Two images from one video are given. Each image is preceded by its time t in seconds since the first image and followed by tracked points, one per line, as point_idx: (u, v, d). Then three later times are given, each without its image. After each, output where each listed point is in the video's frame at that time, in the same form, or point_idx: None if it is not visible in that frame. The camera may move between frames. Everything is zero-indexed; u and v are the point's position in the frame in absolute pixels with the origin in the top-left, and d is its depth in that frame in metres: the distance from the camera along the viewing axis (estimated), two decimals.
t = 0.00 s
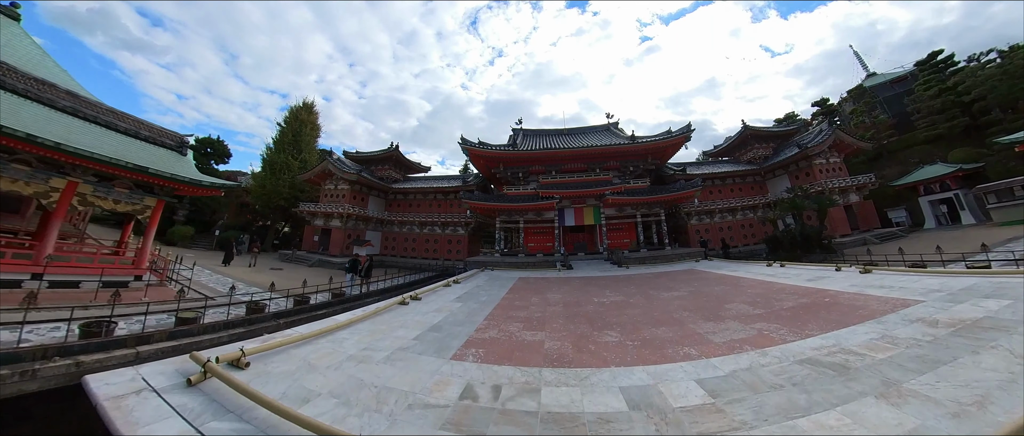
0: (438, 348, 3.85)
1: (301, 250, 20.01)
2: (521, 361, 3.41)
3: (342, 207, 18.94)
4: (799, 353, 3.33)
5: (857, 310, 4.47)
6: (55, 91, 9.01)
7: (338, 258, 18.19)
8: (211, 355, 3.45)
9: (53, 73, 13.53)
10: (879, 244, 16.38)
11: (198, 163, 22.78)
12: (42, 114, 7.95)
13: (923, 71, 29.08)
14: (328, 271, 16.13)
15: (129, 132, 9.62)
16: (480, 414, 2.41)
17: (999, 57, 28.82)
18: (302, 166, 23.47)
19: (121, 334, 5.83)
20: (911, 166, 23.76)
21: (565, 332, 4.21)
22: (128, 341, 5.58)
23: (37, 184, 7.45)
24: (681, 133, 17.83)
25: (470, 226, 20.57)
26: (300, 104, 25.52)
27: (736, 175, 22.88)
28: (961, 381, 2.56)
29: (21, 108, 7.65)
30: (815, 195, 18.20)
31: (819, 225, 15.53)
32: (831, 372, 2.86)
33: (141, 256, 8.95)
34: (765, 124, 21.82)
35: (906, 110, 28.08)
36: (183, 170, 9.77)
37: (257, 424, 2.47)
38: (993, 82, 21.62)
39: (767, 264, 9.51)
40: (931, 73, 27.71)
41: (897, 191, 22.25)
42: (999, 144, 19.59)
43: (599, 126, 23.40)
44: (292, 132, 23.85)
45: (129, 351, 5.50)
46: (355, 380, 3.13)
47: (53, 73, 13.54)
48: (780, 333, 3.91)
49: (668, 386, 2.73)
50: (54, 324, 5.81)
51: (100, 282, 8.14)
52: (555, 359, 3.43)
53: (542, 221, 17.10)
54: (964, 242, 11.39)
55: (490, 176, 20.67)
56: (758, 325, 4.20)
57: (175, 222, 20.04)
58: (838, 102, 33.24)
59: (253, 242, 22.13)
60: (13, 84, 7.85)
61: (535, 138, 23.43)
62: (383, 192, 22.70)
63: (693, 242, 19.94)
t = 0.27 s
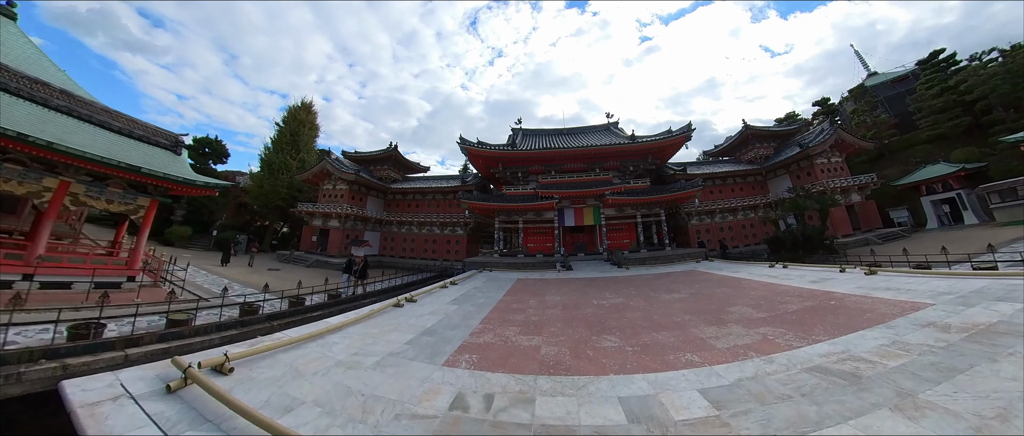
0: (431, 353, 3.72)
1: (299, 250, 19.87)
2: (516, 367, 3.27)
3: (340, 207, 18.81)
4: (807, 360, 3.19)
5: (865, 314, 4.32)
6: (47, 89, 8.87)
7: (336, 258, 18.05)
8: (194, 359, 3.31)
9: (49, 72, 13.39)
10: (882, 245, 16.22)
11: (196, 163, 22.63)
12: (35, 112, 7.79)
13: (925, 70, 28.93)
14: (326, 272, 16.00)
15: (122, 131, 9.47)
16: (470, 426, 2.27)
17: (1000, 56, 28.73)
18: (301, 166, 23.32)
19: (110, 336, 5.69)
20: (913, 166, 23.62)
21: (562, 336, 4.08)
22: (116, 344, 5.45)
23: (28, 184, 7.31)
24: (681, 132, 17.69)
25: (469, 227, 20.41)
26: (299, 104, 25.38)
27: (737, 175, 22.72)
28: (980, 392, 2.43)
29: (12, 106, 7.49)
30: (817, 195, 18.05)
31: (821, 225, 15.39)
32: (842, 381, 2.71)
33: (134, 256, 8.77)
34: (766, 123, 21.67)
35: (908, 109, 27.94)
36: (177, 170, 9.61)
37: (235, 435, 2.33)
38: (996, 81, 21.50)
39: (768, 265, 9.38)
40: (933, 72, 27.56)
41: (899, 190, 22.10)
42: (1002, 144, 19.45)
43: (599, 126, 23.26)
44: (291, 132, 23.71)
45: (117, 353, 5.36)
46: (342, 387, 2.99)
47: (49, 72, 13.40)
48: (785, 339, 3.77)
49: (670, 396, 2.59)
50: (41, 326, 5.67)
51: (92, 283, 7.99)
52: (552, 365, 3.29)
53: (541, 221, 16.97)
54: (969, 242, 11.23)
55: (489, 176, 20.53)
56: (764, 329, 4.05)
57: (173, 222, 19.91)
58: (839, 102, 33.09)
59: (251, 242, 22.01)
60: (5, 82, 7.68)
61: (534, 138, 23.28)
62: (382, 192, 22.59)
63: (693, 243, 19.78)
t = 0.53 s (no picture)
0: (425, 364, 3.58)
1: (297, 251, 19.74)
2: (513, 381, 3.12)
3: (338, 208, 18.70)
4: (817, 374, 3.05)
5: (876, 323, 4.17)
6: (39, 90, 8.75)
7: (334, 260, 17.94)
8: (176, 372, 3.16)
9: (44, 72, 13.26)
10: (885, 246, 16.06)
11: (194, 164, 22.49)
12: (26, 114, 7.66)
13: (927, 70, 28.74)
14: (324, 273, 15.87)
15: (115, 132, 9.34)
16: None
17: (1002, 56, 28.53)
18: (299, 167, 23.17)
19: (98, 342, 5.53)
20: (915, 166, 23.45)
21: (562, 346, 3.94)
22: (105, 350, 5.30)
23: (20, 186, 7.18)
24: (682, 132, 17.53)
25: (468, 228, 20.25)
26: (297, 104, 25.24)
27: (738, 176, 22.54)
28: (1006, 413, 2.28)
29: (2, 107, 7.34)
30: (819, 196, 17.89)
31: (824, 227, 15.22)
32: (858, 400, 2.58)
33: (127, 259, 8.65)
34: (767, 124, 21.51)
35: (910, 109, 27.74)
36: (171, 171, 9.48)
37: None
38: (999, 81, 21.29)
39: (772, 268, 9.23)
40: (935, 71, 27.37)
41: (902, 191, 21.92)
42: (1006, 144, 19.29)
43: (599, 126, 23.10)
44: (289, 132, 23.56)
45: (105, 361, 5.21)
46: (330, 402, 2.84)
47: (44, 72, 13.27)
48: (794, 350, 3.62)
49: (675, 415, 2.44)
50: (28, 332, 5.53)
51: (83, 287, 7.82)
52: (550, 378, 3.14)
53: (541, 222, 16.82)
54: (975, 244, 11.06)
55: (489, 176, 20.38)
56: (772, 340, 3.90)
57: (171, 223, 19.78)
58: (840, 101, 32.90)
59: (250, 243, 21.85)
60: None
61: (534, 138, 23.14)
62: (381, 193, 22.46)
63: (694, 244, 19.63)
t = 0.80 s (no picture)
0: (420, 369, 3.45)
1: (296, 251, 19.64)
2: (511, 387, 2.99)
3: (337, 208, 18.59)
4: (829, 380, 2.93)
5: (885, 325, 4.05)
6: (33, 87, 8.61)
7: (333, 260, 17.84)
8: (161, 376, 3.03)
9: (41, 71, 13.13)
10: (888, 246, 15.92)
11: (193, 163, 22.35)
12: (19, 111, 7.50)
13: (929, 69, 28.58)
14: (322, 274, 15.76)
15: (110, 131, 9.20)
16: None
17: (1004, 55, 28.39)
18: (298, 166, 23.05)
19: (88, 344, 5.41)
20: (917, 166, 23.32)
21: (562, 349, 3.82)
22: (95, 352, 5.18)
23: (12, 184, 7.04)
24: (684, 131, 17.39)
25: (468, 228, 20.13)
26: (296, 103, 25.12)
27: (739, 175, 22.40)
28: None
29: None
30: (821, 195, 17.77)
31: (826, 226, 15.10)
32: (873, 408, 2.46)
33: (121, 259, 8.50)
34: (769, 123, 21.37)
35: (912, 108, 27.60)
36: (166, 171, 9.35)
37: None
38: (1002, 79, 21.13)
39: (774, 269, 9.11)
40: (937, 70, 27.22)
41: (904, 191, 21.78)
42: (1009, 143, 19.15)
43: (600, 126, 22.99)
44: (288, 132, 23.44)
45: (94, 362, 5.09)
46: (319, 409, 2.72)
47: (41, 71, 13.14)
48: (802, 354, 3.50)
49: (681, 425, 2.31)
50: (16, 334, 5.40)
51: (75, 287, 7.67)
52: (550, 384, 3.01)
53: (541, 222, 16.70)
54: (980, 244, 10.92)
55: (488, 176, 20.25)
56: (779, 343, 3.79)
57: (169, 223, 19.65)
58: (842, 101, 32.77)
59: (248, 243, 21.75)
60: None
61: (534, 137, 23.01)
62: (380, 193, 22.36)
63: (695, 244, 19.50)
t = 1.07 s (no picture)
0: (413, 381, 3.31)
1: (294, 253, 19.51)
2: (509, 402, 2.85)
3: (335, 209, 18.46)
4: (842, 395, 2.79)
5: (897, 334, 3.91)
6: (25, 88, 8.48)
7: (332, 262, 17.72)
8: (143, 392, 2.90)
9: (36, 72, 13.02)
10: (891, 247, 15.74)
11: (190, 164, 22.19)
12: (9, 112, 7.36)
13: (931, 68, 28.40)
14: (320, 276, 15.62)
15: (104, 132, 9.10)
16: None
17: (1006, 55, 28.22)
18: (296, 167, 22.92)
19: (76, 351, 5.27)
20: (920, 166, 23.15)
21: (563, 360, 3.68)
22: (83, 360, 5.05)
23: (2, 187, 6.90)
24: (685, 132, 17.25)
25: (467, 229, 19.98)
26: (295, 104, 25.00)
27: (741, 175, 22.26)
28: None
29: None
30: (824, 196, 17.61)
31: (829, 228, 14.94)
32: (892, 427, 2.32)
33: (115, 263, 8.34)
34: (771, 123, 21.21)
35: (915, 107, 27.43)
36: (161, 173, 9.22)
37: None
38: (1004, 79, 20.94)
39: (779, 272, 8.96)
40: (940, 70, 27.05)
41: (906, 191, 21.61)
42: (1013, 143, 18.98)
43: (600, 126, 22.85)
44: (286, 132, 23.32)
45: (82, 371, 4.96)
46: (306, 427, 2.58)
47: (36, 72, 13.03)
48: (812, 366, 3.36)
49: None
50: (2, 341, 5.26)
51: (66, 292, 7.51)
52: (550, 400, 2.87)
53: (541, 224, 16.56)
54: (986, 246, 10.72)
55: (488, 177, 20.10)
56: (787, 353, 3.65)
57: (166, 224, 19.53)
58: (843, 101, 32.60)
59: (247, 244, 21.61)
60: None
61: (534, 138, 22.87)
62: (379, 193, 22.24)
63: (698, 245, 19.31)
